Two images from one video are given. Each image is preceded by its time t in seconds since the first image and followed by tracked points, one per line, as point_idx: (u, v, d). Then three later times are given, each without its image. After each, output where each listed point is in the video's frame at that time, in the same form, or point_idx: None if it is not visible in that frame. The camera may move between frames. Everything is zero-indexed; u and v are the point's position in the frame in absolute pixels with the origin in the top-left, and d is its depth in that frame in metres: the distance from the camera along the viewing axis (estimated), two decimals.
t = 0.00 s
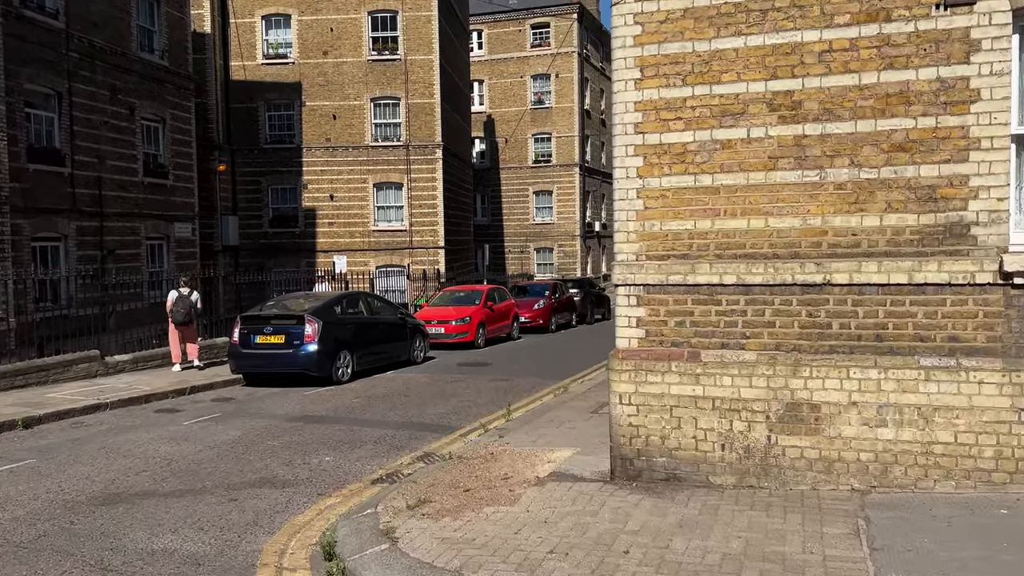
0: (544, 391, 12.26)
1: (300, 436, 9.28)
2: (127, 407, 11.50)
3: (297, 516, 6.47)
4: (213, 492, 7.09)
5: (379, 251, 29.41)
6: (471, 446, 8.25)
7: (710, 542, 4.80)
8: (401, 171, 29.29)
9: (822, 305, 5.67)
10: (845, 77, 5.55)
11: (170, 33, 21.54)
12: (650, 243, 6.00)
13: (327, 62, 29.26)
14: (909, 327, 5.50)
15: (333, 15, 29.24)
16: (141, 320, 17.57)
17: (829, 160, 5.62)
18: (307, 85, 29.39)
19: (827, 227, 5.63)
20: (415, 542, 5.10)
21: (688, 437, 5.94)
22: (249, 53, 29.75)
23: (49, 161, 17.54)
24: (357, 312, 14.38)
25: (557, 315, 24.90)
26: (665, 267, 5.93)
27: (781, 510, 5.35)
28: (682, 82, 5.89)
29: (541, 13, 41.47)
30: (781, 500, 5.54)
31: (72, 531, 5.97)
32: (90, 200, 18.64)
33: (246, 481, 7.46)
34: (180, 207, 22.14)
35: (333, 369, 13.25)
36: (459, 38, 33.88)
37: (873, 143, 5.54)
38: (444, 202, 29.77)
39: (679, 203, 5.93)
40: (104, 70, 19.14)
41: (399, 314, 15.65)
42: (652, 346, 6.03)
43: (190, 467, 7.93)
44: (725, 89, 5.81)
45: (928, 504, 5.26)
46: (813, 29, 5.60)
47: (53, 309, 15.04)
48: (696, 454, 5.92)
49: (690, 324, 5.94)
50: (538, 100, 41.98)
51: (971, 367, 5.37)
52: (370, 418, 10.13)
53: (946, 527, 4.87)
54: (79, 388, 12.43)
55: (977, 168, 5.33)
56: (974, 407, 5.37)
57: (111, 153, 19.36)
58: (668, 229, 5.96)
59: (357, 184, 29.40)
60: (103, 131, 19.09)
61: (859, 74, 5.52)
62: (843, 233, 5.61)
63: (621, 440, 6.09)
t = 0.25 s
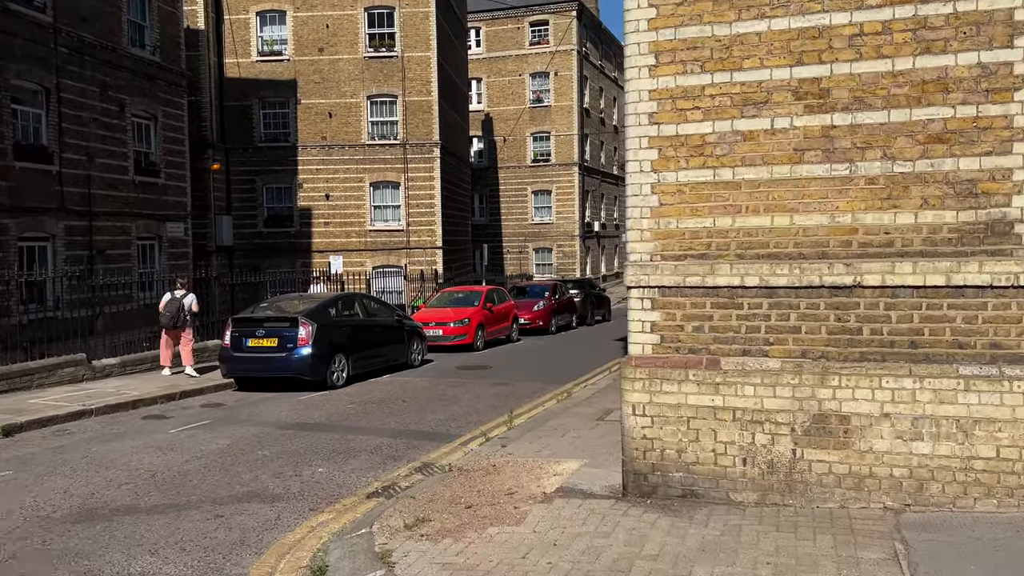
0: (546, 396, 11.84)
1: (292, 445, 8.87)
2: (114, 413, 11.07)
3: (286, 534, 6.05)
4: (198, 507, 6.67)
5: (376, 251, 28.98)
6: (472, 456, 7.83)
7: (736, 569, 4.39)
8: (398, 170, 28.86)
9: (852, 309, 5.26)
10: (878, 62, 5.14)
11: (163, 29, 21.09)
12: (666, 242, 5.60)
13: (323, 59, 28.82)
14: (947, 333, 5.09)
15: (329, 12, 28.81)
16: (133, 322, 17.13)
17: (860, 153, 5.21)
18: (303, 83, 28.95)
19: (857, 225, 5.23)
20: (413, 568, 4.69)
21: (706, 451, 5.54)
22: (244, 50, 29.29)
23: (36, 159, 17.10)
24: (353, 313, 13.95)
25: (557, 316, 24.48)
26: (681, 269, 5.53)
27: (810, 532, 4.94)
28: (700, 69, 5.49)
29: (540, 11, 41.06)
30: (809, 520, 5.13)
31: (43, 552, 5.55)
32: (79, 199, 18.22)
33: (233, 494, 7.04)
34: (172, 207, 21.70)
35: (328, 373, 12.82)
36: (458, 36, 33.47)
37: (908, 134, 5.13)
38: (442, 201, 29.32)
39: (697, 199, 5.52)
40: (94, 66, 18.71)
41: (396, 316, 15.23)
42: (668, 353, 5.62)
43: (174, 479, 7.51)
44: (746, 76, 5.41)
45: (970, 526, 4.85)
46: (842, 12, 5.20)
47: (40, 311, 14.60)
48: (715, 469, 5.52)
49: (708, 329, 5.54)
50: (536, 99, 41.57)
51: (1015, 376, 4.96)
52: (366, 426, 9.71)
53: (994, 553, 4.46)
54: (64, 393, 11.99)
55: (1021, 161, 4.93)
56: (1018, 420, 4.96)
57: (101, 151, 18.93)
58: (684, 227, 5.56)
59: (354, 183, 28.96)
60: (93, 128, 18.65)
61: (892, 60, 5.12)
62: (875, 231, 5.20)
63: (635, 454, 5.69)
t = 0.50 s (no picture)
0: (547, 398, 11.47)
1: (284, 449, 8.49)
2: (100, 416, 10.67)
3: (275, 547, 5.66)
4: (182, 517, 6.28)
5: (372, 250, 28.59)
6: (472, 462, 7.46)
7: None
8: (395, 168, 28.47)
9: (882, 306, 4.89)
10: (910, 40, 4.78)
11: (155, 23, 20.67)
12: (681, 235, 5.23)
13: (319, 55, 28.43)
14: (985, 332, 4.72)
15: (325, 8, 28.42)
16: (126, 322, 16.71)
17: (890, 138, 4.85)
18: (299, 80, 28.55)
19: (888, 216, 4.86)
20: None
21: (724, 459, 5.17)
22: (239, 46, 28.87)
23: (24, 154, 16.70)
24: (348, 313, 13.57)
25: (557, 316, 24.12)
26: (697, 263, 5.17)
27: (839, 547, 4.58)
28: (718, 50, 5.12)
29: (538, 9, 40.68)
30: (836, 533, 4.76)
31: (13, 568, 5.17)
32: (69, 195, 17.81)
33: (220, 503, 6.65)
34: (165, 204, 21.30)
35: (322, 374, 12.43)
36: (456, 33, 33.11)
37: (943, 118, 4.76)
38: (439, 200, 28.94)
39: (714, 189, 5.16)
40: (84, 60, 18.29)
41: (393, 315, 14.85)
42: (683, 354, 5.26)
43: (158, 487, 7.12)
44: (767, 57, 5.05)
45: (1012, 541, 4.48)
46: None
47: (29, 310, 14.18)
48: (734, 478, 5.15)
49: (727, 328, 5.17)
50: (534, 97, 41.22)
51: None
52: (361, 429, 9.33)
53: None
54: (49, 395, 11.60)
55: None
56: None
57: (91, 147, 18.52)
58: (701, 218, 5.19)
59: (350, 181, 28.57)
60: (82, 124, 18.25)
61: (926, 38, 4.76)
62: (907, 222, 4.83)
63: (648, 461, 5.32)
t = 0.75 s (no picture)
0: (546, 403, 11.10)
1: (273, 459, 8.12)
2: (82, 422, 10.28)
3: (257, 567, 5.28)
4: (160, 535, 5.89)
5: (368, 250, 28.21)
6: (469, 474, 7.08)
7: None
8: (391, 167, 28.08)
9: (911, 310, 4.52)
10: (943, 23, 4.43)
11: (146, 19, 20.26)
12: (694, 233, 4.87)
13: (314, 53, 28.03)
14: None
15: (320, 5, 28.02)
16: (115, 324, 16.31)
17: (921, 129, 4.48)
18: (293, 78, 28.15)
19: (918, 213, 4.49)
20: None
21: (740, 474, 4.81)
22: (233, 44, 28.46)
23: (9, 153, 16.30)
24: (341, 315, 13.18)
25: (555, 318, 23.75)
26: (711, 264, 4.81)
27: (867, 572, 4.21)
28: (734, 34, 4.76)
29: (535, 7, 40.28)
30: (863, 556, 4.40)
31: None
32: (56, 194, 17.42)
33: (202, 518, 6.27)
34: (156, 204, 20.88)
35: (314, 378, 12.04)
36: (453, 32, 32.74)
37: (978, 107, 4.40)
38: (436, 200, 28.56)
39: (729, 184, 4.81)
40: (71, 56, 17.88)
41: (387, 318, 14.47)
42: (696, 362, 4.89)
43: (137, 500, 6.73)
44: (787, 42, 4.69)
45: None
46: None
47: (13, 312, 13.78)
48: (751, 496, 4.79)
49: (743, 334, 4.81)
50: (532, 96, 40.84)
51: None
52: (353, 437, 8.95)
53: None
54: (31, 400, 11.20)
55: None
56: None
57: (79, 145, 18.11)
58: (716, 215, 4.83)
59: (345, 181, 28.19)
60: (70, 121, 17.84)
61: (960, 20, 4.40)
62: (939, 220, 4.47)
63: (658, 477, 4.96)
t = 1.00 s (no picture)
0: (546, 406, 10.72)
1: (260, 465, 7.73)
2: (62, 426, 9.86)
3: None
4: (134, 549, 5.50)
5: (363, 250, 27.82)
6: (464, 482, 6.69)
7: None
8: (387, 165, 27.69)
9: (946, 309, 4.15)
10: None
11: (136, 13, 19.81)
12: (709, 224, 4.49)
13: (309, 49, 27.61)
14: None
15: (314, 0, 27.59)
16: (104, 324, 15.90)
17: (958, 112, 4.10)
18: (287, 75, 27.75)
19: (954, 203, 4.12)
20: None
21: (759, 487, 4.43)
22: (226, 40, 28.03)
23: None
24: (334, 315, 12.78)
25: (553, 318, 23.38)
26: (728, 258, 4.43)
27: None
28: (753, 9, 4.39)
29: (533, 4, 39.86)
30: None
31: None
32: (43, 191, 17.01)
33: (181, 531, 5.87)
34: (146, 201, 20.46)
35: (305, 381, 11.63)
36: (450, 29, 32.33)
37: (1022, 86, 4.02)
38: (432, 198, 28.16)
39: (747, 172, 4.44)
40: (58, 50, 17.44)
41: (382, 318, 14.07)
42: (711, 365, 4.51)
43: (112, 511, 6.33)
44: (809, 16, 4.32)
45: None
46: None
47: None
48: (771, 510, 4.41)
49: (761, 334, 4.44)
50: (529, 94, 40.45)
51: None
52: (344, 443, 8.55)
53: None
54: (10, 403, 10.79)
55: None
56: None
57: (66, 141, 17.69)
58: (732, 205, 4.46)
59: (340, 179, 27.79)
60: (57, 116, 17.41)
61: None
62: (978, 210, 4.09)
63: (669, 489, 4.58)
